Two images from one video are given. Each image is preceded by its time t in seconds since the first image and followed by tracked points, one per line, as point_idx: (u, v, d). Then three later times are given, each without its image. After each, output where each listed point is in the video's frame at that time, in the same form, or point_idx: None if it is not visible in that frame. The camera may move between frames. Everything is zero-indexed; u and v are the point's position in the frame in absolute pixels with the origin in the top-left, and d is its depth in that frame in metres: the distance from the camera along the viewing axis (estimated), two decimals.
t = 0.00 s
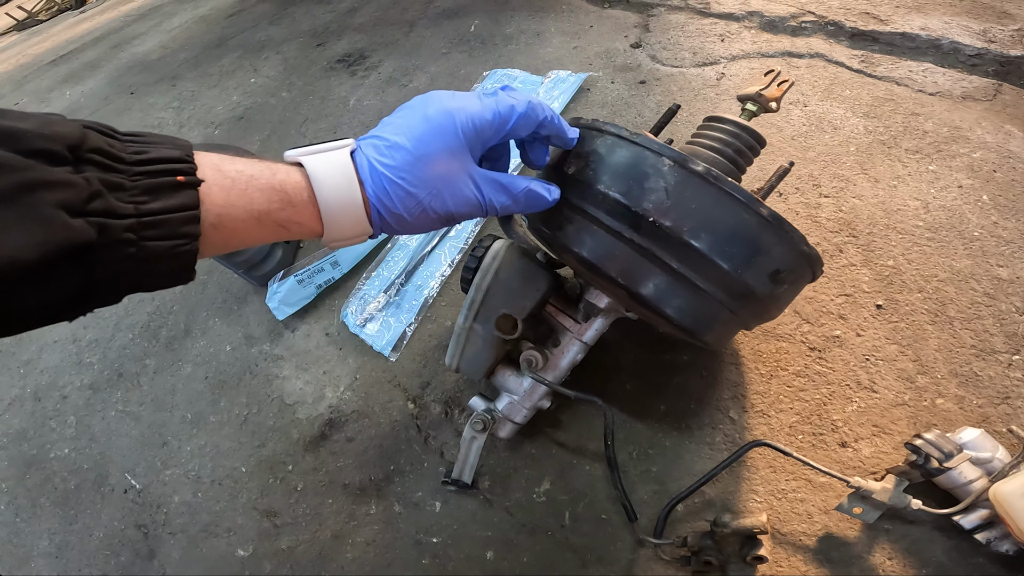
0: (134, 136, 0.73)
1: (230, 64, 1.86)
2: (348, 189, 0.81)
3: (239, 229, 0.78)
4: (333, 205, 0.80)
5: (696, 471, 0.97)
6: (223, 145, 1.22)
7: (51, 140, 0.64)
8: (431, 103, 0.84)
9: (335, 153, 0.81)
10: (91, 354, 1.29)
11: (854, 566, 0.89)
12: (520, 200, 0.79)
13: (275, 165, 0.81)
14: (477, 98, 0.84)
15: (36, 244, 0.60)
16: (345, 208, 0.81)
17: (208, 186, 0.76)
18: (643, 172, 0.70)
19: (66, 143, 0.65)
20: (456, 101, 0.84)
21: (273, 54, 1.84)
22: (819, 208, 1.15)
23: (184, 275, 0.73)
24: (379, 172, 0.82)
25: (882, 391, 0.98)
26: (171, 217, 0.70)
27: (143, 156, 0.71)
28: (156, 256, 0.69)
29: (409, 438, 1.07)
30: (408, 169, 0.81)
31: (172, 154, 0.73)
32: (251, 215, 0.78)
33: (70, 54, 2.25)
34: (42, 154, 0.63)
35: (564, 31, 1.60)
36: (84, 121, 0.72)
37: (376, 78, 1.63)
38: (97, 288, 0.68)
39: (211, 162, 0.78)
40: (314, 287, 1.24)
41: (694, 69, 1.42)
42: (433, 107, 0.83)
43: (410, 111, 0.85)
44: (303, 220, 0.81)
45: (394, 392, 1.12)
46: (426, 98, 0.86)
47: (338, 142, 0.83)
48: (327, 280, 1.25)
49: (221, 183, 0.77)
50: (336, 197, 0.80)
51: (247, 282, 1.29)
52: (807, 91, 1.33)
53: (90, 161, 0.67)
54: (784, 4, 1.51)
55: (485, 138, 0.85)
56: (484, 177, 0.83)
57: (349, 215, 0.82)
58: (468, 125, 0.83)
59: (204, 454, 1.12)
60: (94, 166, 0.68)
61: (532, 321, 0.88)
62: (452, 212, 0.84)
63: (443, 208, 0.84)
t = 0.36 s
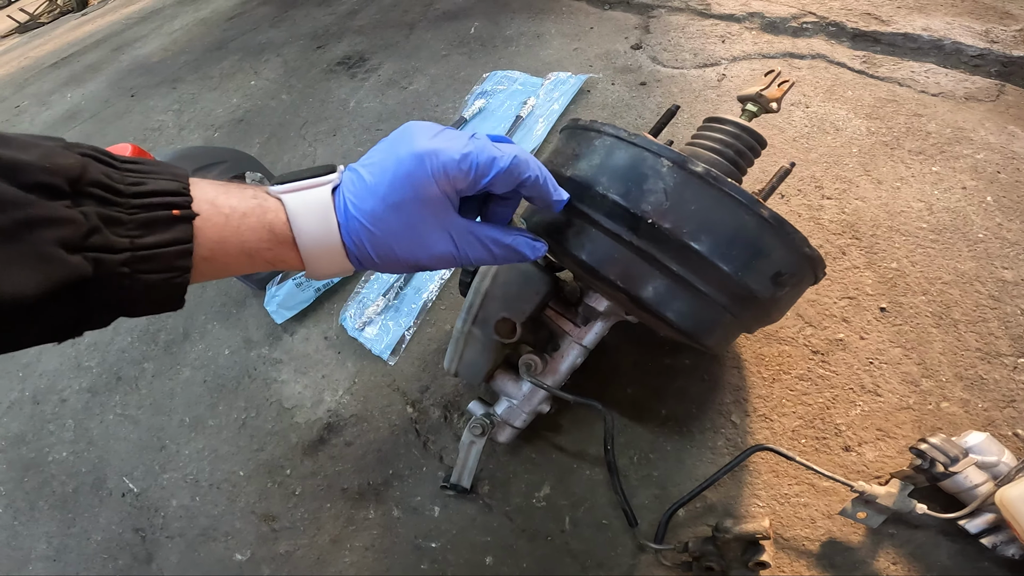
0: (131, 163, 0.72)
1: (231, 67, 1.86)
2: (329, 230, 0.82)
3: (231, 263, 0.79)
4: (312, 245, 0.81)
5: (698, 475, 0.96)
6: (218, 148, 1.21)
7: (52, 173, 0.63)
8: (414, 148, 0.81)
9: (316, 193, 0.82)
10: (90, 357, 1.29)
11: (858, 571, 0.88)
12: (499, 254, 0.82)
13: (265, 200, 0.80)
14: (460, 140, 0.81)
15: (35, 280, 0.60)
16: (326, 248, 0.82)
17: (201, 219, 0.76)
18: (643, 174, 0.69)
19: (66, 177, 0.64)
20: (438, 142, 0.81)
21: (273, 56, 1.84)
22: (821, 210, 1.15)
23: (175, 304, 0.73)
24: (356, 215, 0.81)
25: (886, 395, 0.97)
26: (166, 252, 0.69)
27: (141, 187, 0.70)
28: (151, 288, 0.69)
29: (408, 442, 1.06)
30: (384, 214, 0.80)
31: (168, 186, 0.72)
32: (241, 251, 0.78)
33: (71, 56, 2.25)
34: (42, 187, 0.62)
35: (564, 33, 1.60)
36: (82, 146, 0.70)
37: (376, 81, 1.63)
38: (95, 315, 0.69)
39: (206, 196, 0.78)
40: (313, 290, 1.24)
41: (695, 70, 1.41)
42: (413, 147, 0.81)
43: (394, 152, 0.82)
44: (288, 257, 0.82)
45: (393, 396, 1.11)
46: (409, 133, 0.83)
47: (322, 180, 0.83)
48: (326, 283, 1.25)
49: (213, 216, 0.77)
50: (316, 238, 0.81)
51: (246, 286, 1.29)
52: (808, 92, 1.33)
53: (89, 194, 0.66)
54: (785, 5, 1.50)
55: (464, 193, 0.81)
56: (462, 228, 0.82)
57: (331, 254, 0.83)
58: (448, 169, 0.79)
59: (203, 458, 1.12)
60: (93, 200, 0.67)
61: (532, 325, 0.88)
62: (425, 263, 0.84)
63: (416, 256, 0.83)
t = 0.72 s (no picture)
0: (146, 174, 0.72)
1: (231, 69, 1.87)
2: (342, 243, 0.81)
3: (241, 275, 0.78)
4: (326, 259, 0.81)
5: (695, 477, 0.96)
6: (214, 150, 1.21)
7: (66, 184, 0.63)
8: (428, 159, 0.80)
9: (331, 206, 0.81)
10: (90, 358, 1.29)
11: (855, 572, 0.87)
12: (511, 261, 0.79)
13: (279, 212, 0.80)
14: (474, 152, 0.81)
15: (44, 292, 0.59)
16: (339, 261, 0.82)
17: (214, 231, 0.75)
18: (637, 174, 0.69)
19: (81, 189, 0.64)
20: (453, 153, 0.81)
21: (273, 58, 1.85)
22: (819, 211, 1.14)
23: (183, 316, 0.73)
24: (370, 227, 0.81)
25: (883, 395, 0.97)
26: (177, 265, 0.69)
27: (155, 200, 0.70)
28: (160, 301, 0.69)
29: (405, 443, 1.07)
30: (397, 225, 0.80)
31: (183, 200, 0.72)
32: (252, 263, 0.78)
33: (73, 59, 2.26)
34: (56, 199, 0.62)
35: (563, 34, 1.60)
36: (97, 155, 0.70)
37: (375, 82, 1.63)
38: (100, 325, 0.68)
39: (219, 208, 0.77)
40: (310, 291, 1.25)
41: (693, 71, 1.41)
42: (427, 158, 0.80)
43: (408, 163, 0.82)
44: (299, 270, 0.81)
45: (390, 397, 1.11)
46: (423, 146, 0.83)
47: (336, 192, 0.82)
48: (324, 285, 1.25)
49: (226, 228, 0.76)
50: (330, 251, 0.81)
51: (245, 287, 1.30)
52: (806, 92, 1.33)
53: (104, 206, 0.66)
54: (782, 5, 1.50)
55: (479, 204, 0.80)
56: (475, 238, 0.81)
57: (344, 267, 0.82)
58: (462, 180, 0.79)
59: (201, 459, 1.12)
60: (107, 212, 0.67)
61: (527, 325, 0.88)
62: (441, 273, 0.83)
63: (429, 267, 0.82)
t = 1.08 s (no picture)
0: (152, 178, 0.73)
1: (232, 72, 1.87)
2: (346, 246, 0.81)
3: (245, 278, 0.79)
4: (330, 261, 0.81)
5: (694, 478, 0.96)
6: (214, 153, 1.21)
7: (73, 187, 0.63)
8: (427, 161, 0.80)
9: (333, 208, 0.81)
10: (91, 360, 1.30)
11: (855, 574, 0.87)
12: (515, 262, 0.80)
13: (283, 214, 0.80)
14: (473, 154, 0.81)
15: (53, 295, 0.60)
16: (343, 262, 0.82)
17: (219, 234, 0.76)
18: (635, 175, 0.69)
19: (87, 191, 0.64)
20: (452, 154, 0.81)
21: (273, 61, 1.86)
22: (818, 212, 1.14)
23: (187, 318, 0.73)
24: (371, 230, 0.81)
25: (883, 397, 0.97)
26: (182, 267, 0.69)
27: (160, 203, 0.70)
28: (166, 304, 0.69)
29: (404, 445, 1.07)
30: (398, 228, 0.80)
31: (189, 203, 0.73)
32: (257, 266, 0.78)
33: (75, 61, 2.27)
34: (62, 202, 0.62)
35: (562, 37, 1.60)
36: (103, 158, 0.71)
37: (375, 85, 1.64)
38: (104, 327, 0.68)
39: (224, 210, 0.78)
40: (311, 293, 1.25)
41: (692, 73, 1.41)
42: (426, 160, 0.80)
43: (407, 165, 0.82)
44: (303, 272, 0.82)
45: (389, 399, 1.11)
46: (422, 147, 0.83)
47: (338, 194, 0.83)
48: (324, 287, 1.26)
49: (230, 231, 0.77)
50: (334, 252, 0.81)
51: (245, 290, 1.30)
52: (806, 94, 1.33)
53: (110, 209, 0.67)
54: (781, 7, 1.50)
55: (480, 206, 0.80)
56: (477, 239, 0.81)
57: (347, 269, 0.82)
58: (462, 183, 0.79)
59: (201, 460, 1.12)
60: (113, 215, 0.67)
61: (526, 327, 0.88)
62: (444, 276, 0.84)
63: (432, 269, 0.83)
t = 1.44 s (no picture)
0: (148, 174, 0.71)
1: (234, 73, 1.87)
2: (343, 243, 0.78)
3: (244, 276, 0.78)
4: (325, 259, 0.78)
5: (697, 481, 0.95)
6: (215, 154, 1.20)
7: (66, 185, 0.61)
8: (427, 158, 0.78)
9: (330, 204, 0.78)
10: (92, 362, 1.29)
11: None
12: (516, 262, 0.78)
13: (281, 211, 0.78)
14: (474, 154, 0.79)
15: (45, 296, 0.59)
16: (337, 261, 0.79)
17: (217, 233, 0.74)
18: (639, 177, 0.69)
19: (81, 189, 0.63)
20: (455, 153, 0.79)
21: (275, 63, 1.86)
22: (822, 214, 1.14)
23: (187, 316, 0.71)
24: (367, 225, 0.77)
25: (888, 399, 0.97)
26: (180, 266, 0.68)
27: (157, 200, 0.69)
28: (164, 302, 0.68)
29: (407, 447, 1.06)
30: (394, 226, 0.77)
31: (186, 200, 0.71)
32: (255, 265, 0.77)
33: (78, 63, 2.28)
34: (56, 200, 0.61)
35: (564, 38, 1.60)
36: (98, 155, 0.69)
37: (377, 86, 1.64)
38: (103, 326, 0.68)
39: (223, 208, 0.76)
40: (313, 295, 1.25)
41: (694, 74, 1.41)
42: (427, 157, 0.78)
43: (406, 163, 0.80)
44: (301, 270, 0.80)
45: (392, 401, 1.11)
46: (421, 146, 0.81)
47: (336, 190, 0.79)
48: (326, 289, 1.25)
49: (229, 229, 0.75)
50: (328, 250, 0.78)
51: (247, 292, 1.30)
52: (808, 95, 1.33)
53: (105, 207, 0.65)
54: (784, 8, 1.50)
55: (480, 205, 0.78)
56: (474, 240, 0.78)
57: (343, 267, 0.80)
58: (463, 181, 0.77)
59: (202, 462, 1.12)
60: (108, 213, 0.66)
61: (529, 329, 0.87)
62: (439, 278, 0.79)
63: (427, 269, 0.79)
